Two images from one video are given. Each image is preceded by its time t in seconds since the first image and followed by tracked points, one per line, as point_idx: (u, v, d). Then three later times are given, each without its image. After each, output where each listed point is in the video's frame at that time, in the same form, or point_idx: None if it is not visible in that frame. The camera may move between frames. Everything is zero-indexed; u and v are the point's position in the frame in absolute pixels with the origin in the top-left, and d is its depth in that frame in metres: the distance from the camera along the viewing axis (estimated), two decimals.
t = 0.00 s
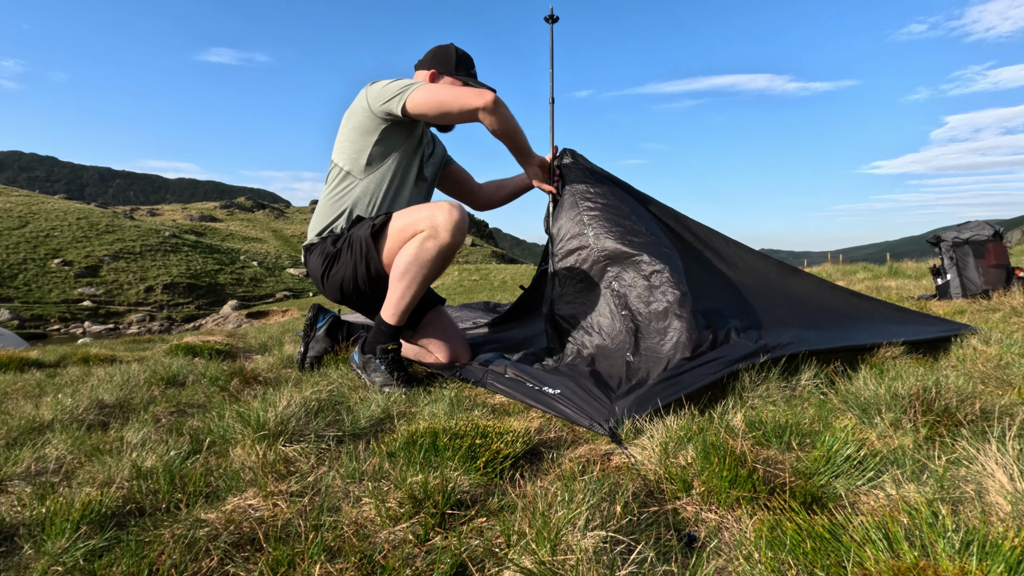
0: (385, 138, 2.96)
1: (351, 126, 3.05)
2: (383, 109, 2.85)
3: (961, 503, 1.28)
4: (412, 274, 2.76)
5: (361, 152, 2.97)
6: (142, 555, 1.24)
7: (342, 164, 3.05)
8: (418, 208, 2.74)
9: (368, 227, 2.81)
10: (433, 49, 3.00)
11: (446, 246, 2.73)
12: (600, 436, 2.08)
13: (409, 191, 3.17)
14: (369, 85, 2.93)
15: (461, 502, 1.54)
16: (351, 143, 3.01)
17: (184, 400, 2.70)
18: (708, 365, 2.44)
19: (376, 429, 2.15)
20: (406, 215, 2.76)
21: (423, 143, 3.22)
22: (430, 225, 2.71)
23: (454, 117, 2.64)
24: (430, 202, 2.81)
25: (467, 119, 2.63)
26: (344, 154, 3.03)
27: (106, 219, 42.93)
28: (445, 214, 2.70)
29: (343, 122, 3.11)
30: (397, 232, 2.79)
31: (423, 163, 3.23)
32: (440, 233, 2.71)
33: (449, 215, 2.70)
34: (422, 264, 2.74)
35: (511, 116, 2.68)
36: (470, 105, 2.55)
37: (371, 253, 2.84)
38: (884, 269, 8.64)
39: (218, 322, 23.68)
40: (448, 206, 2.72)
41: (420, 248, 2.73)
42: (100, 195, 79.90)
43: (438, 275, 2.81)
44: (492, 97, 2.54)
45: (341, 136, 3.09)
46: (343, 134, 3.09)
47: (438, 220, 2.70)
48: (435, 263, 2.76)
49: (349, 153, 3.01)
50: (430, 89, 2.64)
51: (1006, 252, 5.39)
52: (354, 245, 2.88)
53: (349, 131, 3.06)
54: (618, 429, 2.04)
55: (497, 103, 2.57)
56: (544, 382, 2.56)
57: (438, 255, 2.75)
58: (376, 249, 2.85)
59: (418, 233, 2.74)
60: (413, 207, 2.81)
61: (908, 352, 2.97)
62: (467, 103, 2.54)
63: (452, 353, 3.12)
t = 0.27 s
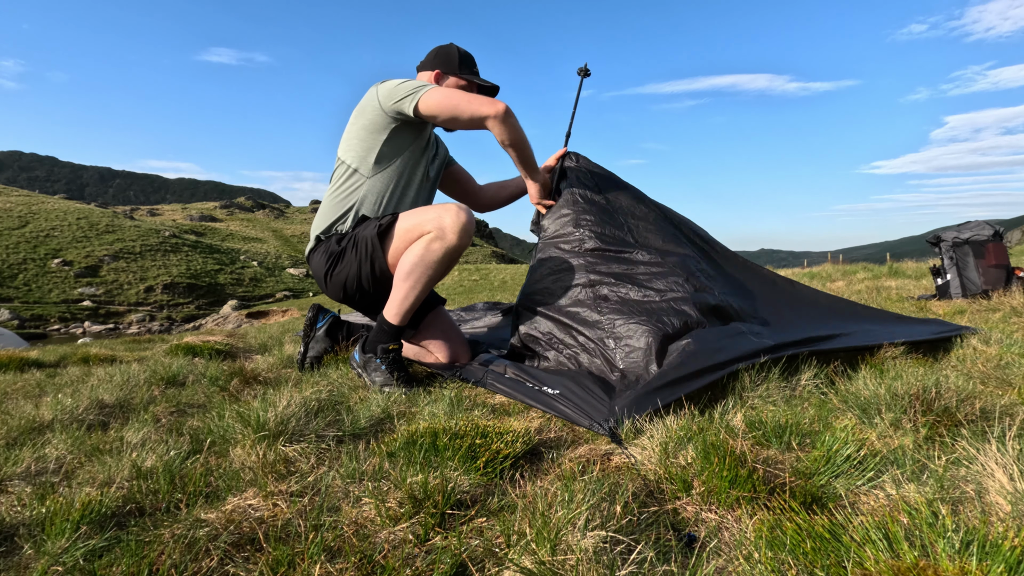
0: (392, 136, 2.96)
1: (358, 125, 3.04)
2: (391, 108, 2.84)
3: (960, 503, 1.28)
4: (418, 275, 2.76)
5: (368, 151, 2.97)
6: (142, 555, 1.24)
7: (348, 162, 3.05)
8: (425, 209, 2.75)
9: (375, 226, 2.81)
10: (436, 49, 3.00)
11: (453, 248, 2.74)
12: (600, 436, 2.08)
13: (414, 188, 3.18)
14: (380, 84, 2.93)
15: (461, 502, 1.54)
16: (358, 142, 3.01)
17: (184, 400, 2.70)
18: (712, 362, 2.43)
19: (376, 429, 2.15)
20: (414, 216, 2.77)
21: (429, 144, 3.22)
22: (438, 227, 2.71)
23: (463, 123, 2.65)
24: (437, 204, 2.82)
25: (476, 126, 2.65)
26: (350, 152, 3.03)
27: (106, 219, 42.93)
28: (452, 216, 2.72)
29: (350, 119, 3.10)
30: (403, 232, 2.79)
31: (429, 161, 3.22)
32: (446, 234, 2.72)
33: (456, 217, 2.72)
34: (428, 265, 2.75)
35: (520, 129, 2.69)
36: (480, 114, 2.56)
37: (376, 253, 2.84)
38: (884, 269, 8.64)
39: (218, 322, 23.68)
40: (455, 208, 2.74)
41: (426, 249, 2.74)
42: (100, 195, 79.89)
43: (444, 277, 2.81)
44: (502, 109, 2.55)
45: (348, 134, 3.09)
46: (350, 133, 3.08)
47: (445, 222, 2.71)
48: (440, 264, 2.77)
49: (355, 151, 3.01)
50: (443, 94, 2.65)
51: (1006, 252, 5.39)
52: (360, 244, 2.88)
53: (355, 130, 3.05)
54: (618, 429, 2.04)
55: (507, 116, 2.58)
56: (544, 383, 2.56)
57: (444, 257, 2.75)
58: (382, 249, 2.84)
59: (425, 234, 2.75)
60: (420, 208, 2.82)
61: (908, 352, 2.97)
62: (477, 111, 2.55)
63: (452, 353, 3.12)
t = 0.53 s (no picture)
0: (397, 142, 2.94)
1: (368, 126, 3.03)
2: (397, 115, 2.81)
3: (960, 503, 1.28)
4: (423, 275, 2.76)
5: (375, 152, 2.95)
6: (142, 555, 1.24)
7: (353, 163, 3.03)
8: (432, 210, 2.75)
9: (381, 225, 2.81)
10: (445, 51, 3.00)
11: (458, 250, 2.73)
12: (600, 436, 2.08)
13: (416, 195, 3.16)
14: (393, 87, 2.94)
15: (461, 502, 1.54)
16: (367, 143, 2.99)
17: (184, 400, 2.69)
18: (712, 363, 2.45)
19: (376, 429, 2.15)
20: (420, 216, 2.77)
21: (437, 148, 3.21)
22: (444, 228, 2.71)
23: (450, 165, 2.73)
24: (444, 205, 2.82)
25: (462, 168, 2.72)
26: (355, 154, 3.02)
27: (106, 219, 42.93)
28: (459, 218, 2.71)
29: (360, 120, 3.09)
30: (409, 232, 2.80)
31: (434, 169, 3.18)
32: (452, 235, 2.72)
33: (463, 219, 2.71)
34: (433, 266, 2.75)
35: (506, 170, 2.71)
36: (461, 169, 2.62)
37: (381, 250, 2.84)
38: (884, 269, 8.64)
39: (218, 322, 23.68)
40: (462, 209, 2.73)
41: (431, 249, 2.73)
42: (99, 195, 79.85)
43: (448, 277, 2.81)
44: (476, 171, 2.61)
45: (358, 135, 3.08)
46: (360, 133, 3.07)
47: (451, 224, 2.71)
48: (445, 265, 2.76)
49: (361, 153, 3.00)
50: (432, 134, 2.69)
51: (1006, 252, 5.39)
52: (365, 242, 2.87)
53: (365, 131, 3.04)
54: (618, 429, 2.04)
55: (484, 173, 2.64)
56: (544, 383, 2.56)
57: (449, 258, 2.75)
58: (387, 247, 2.85)
59: (431, 235, 2.74)
60: (427, 208, 2.82)
61: (908, 352, 2.97)
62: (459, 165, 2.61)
63: (452, 353, 3.13)
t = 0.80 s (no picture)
0: (408, 146, 2.93)
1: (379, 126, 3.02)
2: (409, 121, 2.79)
3: (960, 502, 1.28)
4: (426, 274, 2.77)
5: (384, 153, 2.94)
6: (142, 555, 1.24)
7: (363, 164, 3.03)
8: (437, 210, 2.75)
9: (387, 222, 2.82)
10: (458, 53, 3.00)
11: (462, 250, 2.73)
12: (600, 436, 2.08)
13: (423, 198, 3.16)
14: (405, 89, 2.93)
15: (461, 502, 1.54)
16: (377, 142, 2.98)
17: (184, 400, 2.70)
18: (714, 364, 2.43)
19: (376, 430, 2.15)
20: (426, 216, 2.77)
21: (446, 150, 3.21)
22: (448, 229, 2.71)
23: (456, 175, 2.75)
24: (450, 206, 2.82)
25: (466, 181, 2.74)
26: (365, 154, 3.01)
27: (106, 219, 42.93)
28: (463, 219, 2.71)
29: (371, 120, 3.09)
30: (414, 231, 2.80)
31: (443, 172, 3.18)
32: (456, 236, 2.71)
33: (467, 220, 2.71)
34: (436, 266, 2.75)
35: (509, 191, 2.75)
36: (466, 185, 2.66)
37: (385, 248, 2.84)
38: (884, 269, 8.64)
39: (218, 322, 23.68)
40: (467, 211, 2.73)
41: (435, 249, 2.73)
42: (99, 195, 79.84)
43: (451, 278, 2.80)
44: (481, 189, 2.65)
45: (369, 134, 3.07)
46: (370, 132, 3.06)
47: (456, 225, 2.71)
48: (449, 265, 2.77)
49: (370, 154, 2.99)
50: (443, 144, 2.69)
51: (1006, 252, 5.39)
52: (370, 239, 2.88)
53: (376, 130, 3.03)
54: (618, 429, 2.04)
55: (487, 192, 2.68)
56: (544, 383, 2.56)
57: (453, 258, 2.75)
58: (391, 245, 2.85)
59: (435, 235, 2.74)
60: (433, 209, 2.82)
61: (908, 352, 2.97)
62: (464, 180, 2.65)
63: (452, 353, 3.13)
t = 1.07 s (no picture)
0: (419, 141, 2.91)
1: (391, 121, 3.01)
2: (419, 116, 2.77)
3: (960, 503, 1.28)
4: (431, 275, 2.77)
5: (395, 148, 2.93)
6: (142, 555, 1.24)
7: (375, 158, 3.02)
8: (447, 210, 2.75)
9: (397, 219, 2.82)
10: (473, 52, 2.99)
11: (469, 253, 2.73)
12: (600, 436, 2.08)
13: (434, 192, 3.13)
14: (417, 86, 2.92)
15: (461, 502, 1.54)
16: (388, 138, 2.97)
17: (184, 400, 2.70)
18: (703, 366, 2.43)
19: (376, 429, 2.15)
20: (435, 216, 2.77)
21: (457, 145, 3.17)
22: (456, 231, 2.71)
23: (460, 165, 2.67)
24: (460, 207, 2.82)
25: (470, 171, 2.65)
26: (377, 149, 3.01)
27: (105, 219, 42.92)
28: (472, 222, 2.70)
29: (384, 116, 3.08)
30: (423, 230, 2.80)
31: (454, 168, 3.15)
32: (463, 238, 2.71)
33: (475, 223, 2.70)
34: (442, 267, 2.75)
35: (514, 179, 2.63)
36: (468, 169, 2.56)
37: (393, 245, 2.85)
38: (884, 269, 8.64)
39: (218, 322, 23.67)
40: (476, 213, 2.73)
41: (442, 250, 2.73)
42: (99, 195, 79.84)
43: (456, 280, 2.81)
44: (481, 172, 2.53)
45: (381, 130, 3.07)
46: (383, 127, 3.06)
47: (463, 227, 2.70)
48: (455, 267, 2.76)
49: (382, 149, 2.98)
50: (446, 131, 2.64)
51: (1006, 252, 5.39)
52: (379, 234, 2.89)
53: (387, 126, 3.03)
54: (618, 429, 2.04)
55: (489, 177, 2.55)
56: (543, 383, 2.57)
57: (459, 260, 2.74)
58: (400, 243, 2.86)
59: (443, 235, 2.75)
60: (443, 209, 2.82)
61: (908, 352, 2.97)
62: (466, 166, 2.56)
63: (452, 353, 3.12)
